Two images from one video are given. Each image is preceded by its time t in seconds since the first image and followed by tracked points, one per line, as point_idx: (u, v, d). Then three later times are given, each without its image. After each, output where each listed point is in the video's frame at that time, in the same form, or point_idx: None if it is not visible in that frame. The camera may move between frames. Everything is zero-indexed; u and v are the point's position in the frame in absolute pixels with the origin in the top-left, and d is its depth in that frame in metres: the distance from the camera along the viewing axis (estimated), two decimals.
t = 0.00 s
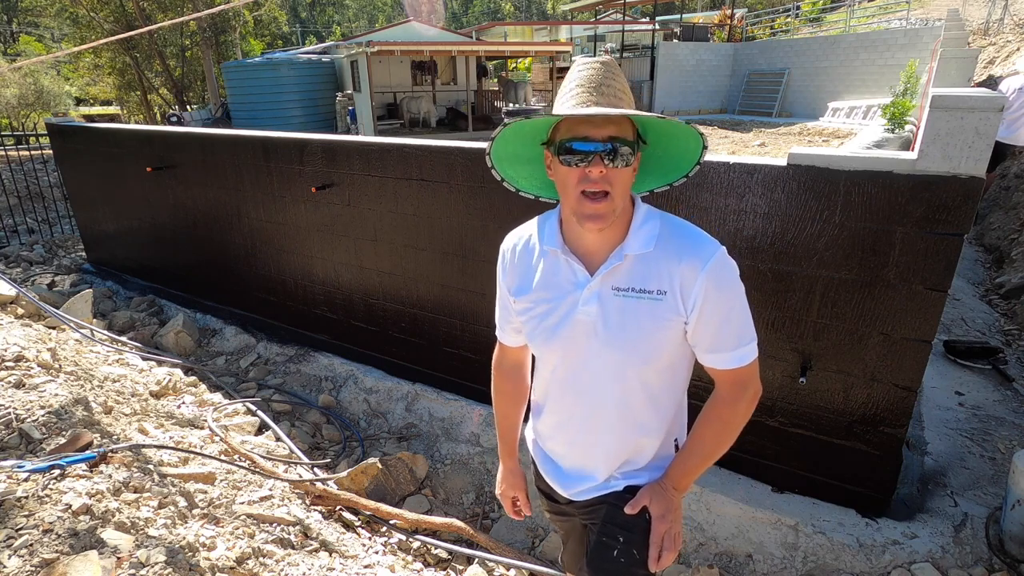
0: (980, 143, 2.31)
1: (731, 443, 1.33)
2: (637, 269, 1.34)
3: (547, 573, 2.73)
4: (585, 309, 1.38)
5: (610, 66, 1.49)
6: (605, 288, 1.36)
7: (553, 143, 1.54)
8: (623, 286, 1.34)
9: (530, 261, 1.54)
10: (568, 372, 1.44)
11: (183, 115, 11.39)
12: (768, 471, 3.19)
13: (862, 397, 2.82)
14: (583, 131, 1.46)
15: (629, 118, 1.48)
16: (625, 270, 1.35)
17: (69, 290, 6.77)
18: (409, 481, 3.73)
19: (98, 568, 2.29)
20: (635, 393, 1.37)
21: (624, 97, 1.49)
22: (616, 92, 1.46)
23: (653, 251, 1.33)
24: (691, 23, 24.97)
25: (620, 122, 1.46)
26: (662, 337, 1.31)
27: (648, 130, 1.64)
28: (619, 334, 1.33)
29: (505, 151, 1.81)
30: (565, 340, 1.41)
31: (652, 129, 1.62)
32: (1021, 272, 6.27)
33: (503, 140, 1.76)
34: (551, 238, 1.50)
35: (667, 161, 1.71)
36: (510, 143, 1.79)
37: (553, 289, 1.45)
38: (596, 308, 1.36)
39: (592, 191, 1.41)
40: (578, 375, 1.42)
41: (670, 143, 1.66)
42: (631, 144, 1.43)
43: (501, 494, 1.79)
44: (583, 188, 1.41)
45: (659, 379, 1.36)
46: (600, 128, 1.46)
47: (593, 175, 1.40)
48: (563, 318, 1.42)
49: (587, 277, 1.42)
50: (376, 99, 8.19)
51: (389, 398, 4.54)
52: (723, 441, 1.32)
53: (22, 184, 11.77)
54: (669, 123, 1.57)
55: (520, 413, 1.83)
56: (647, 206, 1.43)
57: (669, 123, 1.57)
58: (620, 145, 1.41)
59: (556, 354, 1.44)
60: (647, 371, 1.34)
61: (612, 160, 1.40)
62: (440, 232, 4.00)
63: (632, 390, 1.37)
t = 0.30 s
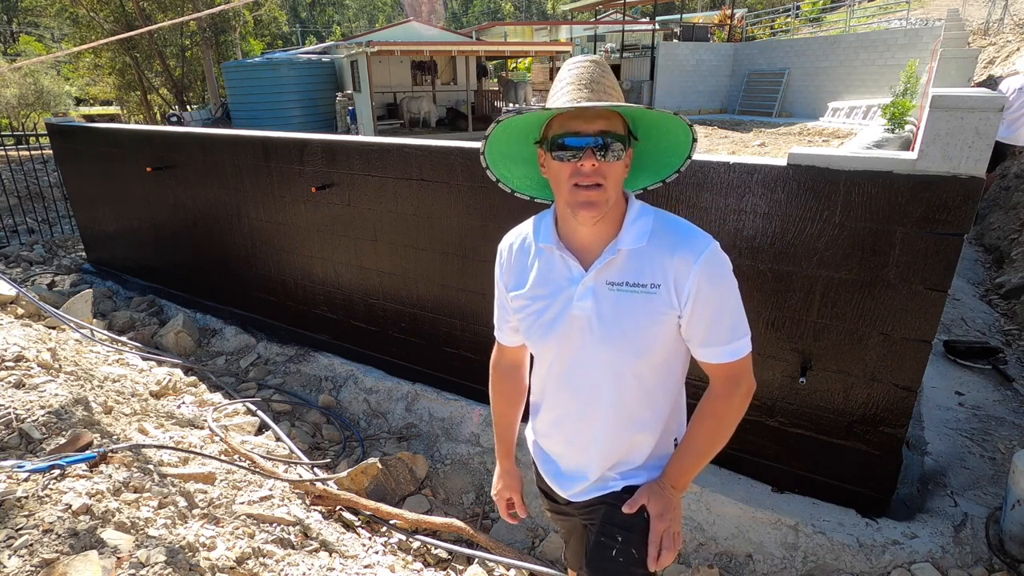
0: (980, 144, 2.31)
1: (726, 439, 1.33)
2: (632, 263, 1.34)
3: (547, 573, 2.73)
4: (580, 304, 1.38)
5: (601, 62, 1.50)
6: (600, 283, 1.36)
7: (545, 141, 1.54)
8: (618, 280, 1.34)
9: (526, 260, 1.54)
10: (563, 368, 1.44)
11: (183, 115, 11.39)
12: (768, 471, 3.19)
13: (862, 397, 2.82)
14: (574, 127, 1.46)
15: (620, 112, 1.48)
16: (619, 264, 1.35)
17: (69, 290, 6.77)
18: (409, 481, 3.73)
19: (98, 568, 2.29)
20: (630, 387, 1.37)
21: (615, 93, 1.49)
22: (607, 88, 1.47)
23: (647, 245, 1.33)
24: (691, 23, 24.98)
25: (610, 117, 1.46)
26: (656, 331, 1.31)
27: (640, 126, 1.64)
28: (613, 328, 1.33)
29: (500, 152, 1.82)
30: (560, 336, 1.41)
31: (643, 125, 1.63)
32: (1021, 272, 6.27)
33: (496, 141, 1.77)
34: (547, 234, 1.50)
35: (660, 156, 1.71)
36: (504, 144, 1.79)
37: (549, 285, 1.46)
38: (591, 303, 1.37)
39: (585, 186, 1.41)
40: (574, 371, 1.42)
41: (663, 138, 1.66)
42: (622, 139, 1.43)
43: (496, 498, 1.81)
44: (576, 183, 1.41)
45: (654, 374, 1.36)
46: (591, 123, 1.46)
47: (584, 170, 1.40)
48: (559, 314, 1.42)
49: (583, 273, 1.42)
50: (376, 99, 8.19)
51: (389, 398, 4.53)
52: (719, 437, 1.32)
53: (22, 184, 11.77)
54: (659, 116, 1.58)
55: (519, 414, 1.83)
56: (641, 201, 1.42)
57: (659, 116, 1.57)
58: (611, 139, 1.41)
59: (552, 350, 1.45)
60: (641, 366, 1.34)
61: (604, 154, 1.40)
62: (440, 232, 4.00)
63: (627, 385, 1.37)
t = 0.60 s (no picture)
0: (980, 144, 2.31)
1: (726, 439, 1.33)
2: (633, 262, 1.34)
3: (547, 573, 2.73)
4: (581, 302, 1.38)
5: (599, 61, 1.50)
6: (601, 281, 1.36)
7: (545, 141, 1.54)
8: (619, 278, 1.34)
9: (528, 258, 1.54)
10: (564, 366, 1.44)
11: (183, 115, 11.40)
12: (768, 471, 3.19)
13: (862, 397, 2.82)
14: (574, 127, 1.46)
15: (619, 112, 1.48)
16: (621, 262, 1.35)
17: (69, 290, 6.77)
18: (409, 481, 3.73)
19: (98, 568, 2.29)
20: (631, 386, 1.37)
21: (613, 92, 1.49)
22: (605, 87, 1.47)
23: (648, 243, 1.33)
24: (691, 23, 24.99)
25: (610, 116, 1.46)
26: (657, 329, 1.31)
27: (638, 123, 1.64)
28: (614, 326, 1.33)
29: (500, 151, 1.82)
30: (561, 333, 1.41)
31: (642, 122, 1.63)
32: (1021, 272, 6.27)
33: (496, 141, 1.77)
34: (549, 233, 1.50)
35: (659, 154, 1.71)
36: (504, 143, 1.79)
37: (550, 283, 1.46)
38: (592, 301, 1.36)
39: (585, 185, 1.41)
40: (575, 370, 1.42)
41: (662, 135, 1.66)
42: (622, 138, 1.43)
43: (497, 487, 1.80)
44: (576, 183, 1.41)
45: (655, 373, 1.36)
46: (589, 124, 1.46)
47: (584, 170, 1.40)
48: (560, 312, 1.42)
49: (584, 271, 1.42)
50: (376, 99, 8.20)
51: (389, 398, 4.54)
52: (720, 436, 1.32)
53: (22, 184, 11.78)
54: (656, 114, 1.58)
55: (521, 412, 1.82)
56: (642, 201, 1.42)
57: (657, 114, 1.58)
58: (611, 139, 1.41)
59: (553, 348, 1.44)
60: (641, 365, 1.34)
61: (604, 154, 1.40)
62: (440, 232, 4.00)
63: (628, 383, 1.37)
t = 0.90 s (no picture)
0: (980, 144, 2.31)
1: (726, 439, 1.33)
2: (636, 258, 1.34)
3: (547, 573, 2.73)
4: (584, 298, 1.38)
5: (606, 61, 1.50)
6: (603, 277, 1.36)
7: (552, 138, 1.54)
8: (621, 274, 1.34)
9: (531, 253, 1.55)
10: (567, 361, 1.44)
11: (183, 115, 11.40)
12: (768, 471, 3.19)
13: (862, 397, 2.82)
14: (581, 125, 1.46)
15: (625, 111, 1.48)
16: (624, 259, 1.35)
17: (69, 290, 6.77)
18: (409, 481, 3.73)
19: (98, 568, 2.29)
20: (632, 383, 1.37)
21: (619, 91, 1.49)
22: (611, 86, 1.47)
23: (651, 241, 1.33)
24: (691, 23, 24.99)
25: (616, 115, 1.46)
26: (659, 326, 1.31)
27: (644, 122, 1.64)
28: (616, 322, 1.33)
29: (507, 150, 1.82)
30: (563, 328, 1.41)
31: (648, 121, 1.62)
32: (1021, 272, 6.27)
33: (503, 140, 1.77)
34: (554, 229, 1.51)
35: (665, 151, 1.71)
36: (511, 142, 1.79)
37: (553, 278, 1.46)
38: (594, 297, 1.37)
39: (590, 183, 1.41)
40: (577, 365, 1.42)
41: (668, 133, 1.66)
42: (628, 136, 1.43)
43: (490, 484, 1.79)
44: (581, 180, 1.41)
45: (656, 371, 1.36)
46: (595, 122, 1.46)
47: (590, 168, 1.40)
48: (563, 306, 1.42)
49: (587, 267, 1.42)
50: (377, 99, 8.20)
51: (389, 398, 4.54)
52: (719, 437, 1.32)
53: (22, 184, 11.78)
54: (662, 114, 1.58)
55: (521, 409, 1.82)
56: (647, 199, 1.42)
57: (662, 113, 1.57)
58: (617, 137, 1.41)
59: (555, 343, 1.44)
60: (643, 362, 1.34)
61: (609, 152, 1.40)
62: (440, 232, 4.00)
63: (629, 380, 1.37)
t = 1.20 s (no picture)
0: (980, 144, 2.31)
1: (726, 438, 1.33)
2: (639, 255, 1.34)
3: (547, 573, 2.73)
4: (586, 293, 1.38)
5: (612, 59, 1.50)
6: (606, 273, 1.36)
7: (558, 136, 1.54)
8: (624, 270, 1.34)
9: (534, 250, 1.55)
10: (569, 357, 1.44)
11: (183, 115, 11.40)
12: (768, 471, 3.19)
13: (862, 397, 2.82)
14: (586, 123, 1.47)
15: (629, 108, 1.48)
16: (626, 255, 1.35)
17: (69, 290, 6.77)
18: (409, 481, 3.73)
19: (98, 568, 2.29)
20: (633, 380, 1.37)
21: (624, 89, 1.49)
22: (616, 84, 1.47)
23: (654, 239, 1.33)
24: (691, 23, 24.99)
25: (621, 112, 1.46)
26: (661, 323, 1.31)
27: (649, 120, 1.64)
28: (619, 318, 1.33)
29: (513, 147, 1.81)
30: (566, 323, 1.41)
31: (652, 118, 1.63)
32: (1021, 272, 6.27)
33: (508, 137, 1.77)
34: (557, 226, 1.51)
35: (670, 149, 1.71)
36: (517, 139, 1.79)
37: (556, 274, 1.46)
38: (597, 293, 1.37)
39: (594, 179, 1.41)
40: (579, 361, 1.42)
41: (673, 131, 1.66)
42: (633, 134, 1.43)
43: (490, 486, 1.79)
44: (585, 177, 1.41)
45: (657, 368, 1.36)
46: (600, 119, 1.46)
47: (595, 164, 1.40)
48: (565, 302, 1.42)
49: (590, 263, 1.42)
50: (377, 99, 8.20)
51: (389, 398, 4.53)
52: (719, 436, 1.32)
53: (22, 184, 11.78)
54: (667, 111, 1.58)
55: (520, 408, 1.82)
56: (650, 198, 1.42)
57: (667, 111, 1.57)
58: (622, 134, 1.41)
59: (557, 339, 1.44)
60: (645, 358, 1.34)
61: (614, 149, 1.39)
62: (440, 231, 3.99)
63: (631, 377, 1.36)
